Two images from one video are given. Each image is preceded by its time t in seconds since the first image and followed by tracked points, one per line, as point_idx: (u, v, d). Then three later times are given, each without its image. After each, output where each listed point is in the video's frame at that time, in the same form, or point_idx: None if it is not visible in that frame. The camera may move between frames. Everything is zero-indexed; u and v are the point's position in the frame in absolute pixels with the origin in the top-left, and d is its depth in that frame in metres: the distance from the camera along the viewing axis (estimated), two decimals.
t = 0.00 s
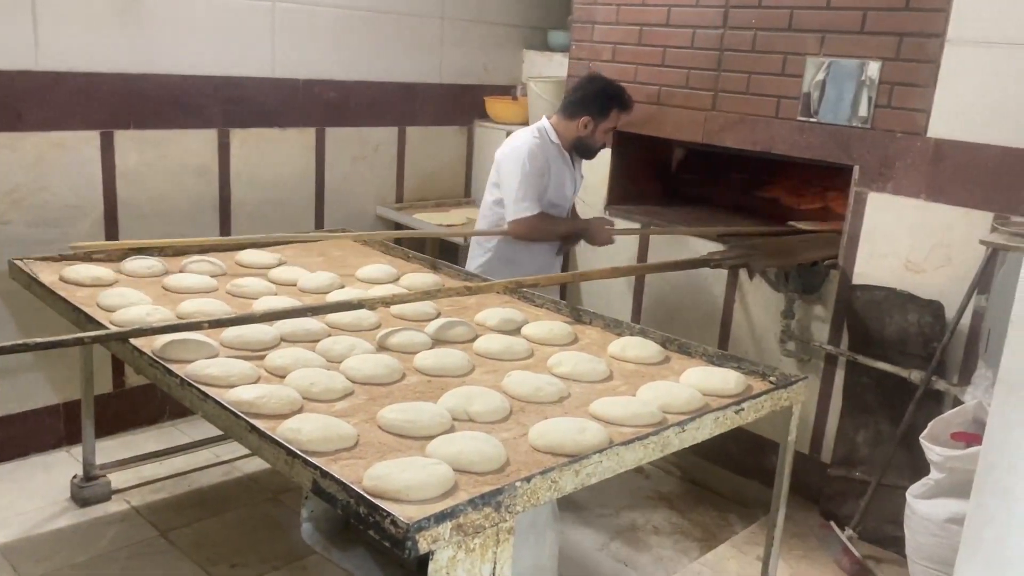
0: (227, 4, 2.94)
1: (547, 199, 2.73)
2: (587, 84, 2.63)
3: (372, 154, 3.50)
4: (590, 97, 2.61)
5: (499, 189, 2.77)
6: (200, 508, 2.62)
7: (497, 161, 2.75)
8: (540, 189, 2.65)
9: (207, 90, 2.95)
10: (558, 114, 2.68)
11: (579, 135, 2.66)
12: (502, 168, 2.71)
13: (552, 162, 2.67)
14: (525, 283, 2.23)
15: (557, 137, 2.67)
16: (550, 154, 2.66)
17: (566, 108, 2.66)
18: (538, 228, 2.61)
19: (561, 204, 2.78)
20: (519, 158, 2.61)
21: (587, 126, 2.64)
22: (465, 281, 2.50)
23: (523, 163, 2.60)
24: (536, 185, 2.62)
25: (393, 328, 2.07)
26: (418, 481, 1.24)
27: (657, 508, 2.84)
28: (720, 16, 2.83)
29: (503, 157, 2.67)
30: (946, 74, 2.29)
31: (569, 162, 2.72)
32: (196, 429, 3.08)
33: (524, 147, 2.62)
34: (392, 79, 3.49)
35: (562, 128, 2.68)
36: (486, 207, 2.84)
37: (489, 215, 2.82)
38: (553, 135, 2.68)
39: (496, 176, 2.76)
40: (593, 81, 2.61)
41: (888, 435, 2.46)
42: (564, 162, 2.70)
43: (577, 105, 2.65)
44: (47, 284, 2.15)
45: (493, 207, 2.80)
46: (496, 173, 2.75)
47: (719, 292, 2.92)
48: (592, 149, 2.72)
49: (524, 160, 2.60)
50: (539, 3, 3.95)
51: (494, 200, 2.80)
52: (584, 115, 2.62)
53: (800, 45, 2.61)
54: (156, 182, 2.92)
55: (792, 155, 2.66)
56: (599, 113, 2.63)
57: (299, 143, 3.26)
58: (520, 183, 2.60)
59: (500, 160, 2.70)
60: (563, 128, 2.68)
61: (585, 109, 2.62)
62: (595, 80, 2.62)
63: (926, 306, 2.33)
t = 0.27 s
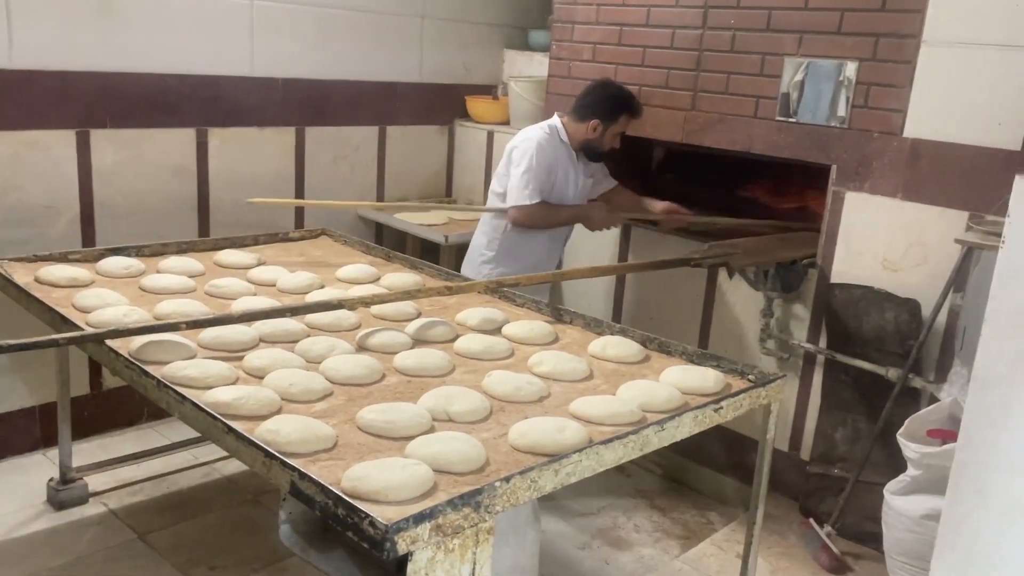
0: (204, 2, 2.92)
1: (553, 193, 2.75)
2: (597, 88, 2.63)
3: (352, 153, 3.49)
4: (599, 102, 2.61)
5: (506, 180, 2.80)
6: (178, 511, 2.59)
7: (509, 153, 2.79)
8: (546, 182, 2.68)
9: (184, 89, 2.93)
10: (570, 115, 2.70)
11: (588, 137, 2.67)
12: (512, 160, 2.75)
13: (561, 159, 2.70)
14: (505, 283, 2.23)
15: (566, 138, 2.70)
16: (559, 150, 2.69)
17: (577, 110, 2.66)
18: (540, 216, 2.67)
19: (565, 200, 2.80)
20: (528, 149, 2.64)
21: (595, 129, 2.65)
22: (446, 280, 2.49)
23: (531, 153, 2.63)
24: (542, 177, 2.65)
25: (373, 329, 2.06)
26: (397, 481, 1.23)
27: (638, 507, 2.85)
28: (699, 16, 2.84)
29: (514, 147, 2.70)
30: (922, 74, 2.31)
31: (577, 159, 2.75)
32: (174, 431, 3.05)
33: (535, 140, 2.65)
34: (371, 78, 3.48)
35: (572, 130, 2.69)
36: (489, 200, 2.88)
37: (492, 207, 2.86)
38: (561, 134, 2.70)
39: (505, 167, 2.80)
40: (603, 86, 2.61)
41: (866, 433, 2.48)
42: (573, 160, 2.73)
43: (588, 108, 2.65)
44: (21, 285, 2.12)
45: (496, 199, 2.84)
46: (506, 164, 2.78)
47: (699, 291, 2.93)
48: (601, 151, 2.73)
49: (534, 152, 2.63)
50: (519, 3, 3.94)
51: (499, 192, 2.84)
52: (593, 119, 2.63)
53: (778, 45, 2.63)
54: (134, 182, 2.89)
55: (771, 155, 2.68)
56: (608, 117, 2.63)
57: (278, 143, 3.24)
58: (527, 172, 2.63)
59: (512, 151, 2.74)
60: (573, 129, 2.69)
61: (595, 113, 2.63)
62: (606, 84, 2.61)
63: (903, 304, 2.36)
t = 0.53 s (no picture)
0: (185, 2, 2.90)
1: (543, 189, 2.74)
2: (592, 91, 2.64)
3: (335, 154, 3.47)
4: (593, 104, 2.62)
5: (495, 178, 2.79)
6: (160, 514, 2.57)
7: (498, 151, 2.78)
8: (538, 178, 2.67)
9: (165, 90, 2.90)
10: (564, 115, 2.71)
11: (580, 138, 2.69)
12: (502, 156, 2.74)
13: (552, 156, 2.71)
14: (488, 283, 2.23)
15: (559, 137, 2.72)
16: (550, 147, 2.70)
17: (571, 112, 2.67)
18: (529, 209, 2.63)
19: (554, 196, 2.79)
20: (521, 144, 2.64)
21: (588, 131, 2.66)
22: (429, 281, 2.49)
23: (524, 148, 2.63)
24: (534, 171, 2.64)
25: (355, 330, 2.05)
26: (378, 483, 1.23)
27: (622, 507, 2.85)
28: (682, 17, 2.85)
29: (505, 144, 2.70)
30: (902, 75, 2.33)
31: (569, 159, 2.76)
32: (155, 434, 3.03)
33: (528, 135, 2.66)
34: (354, 79, 3.47)
35: (565, 130, 2.70)
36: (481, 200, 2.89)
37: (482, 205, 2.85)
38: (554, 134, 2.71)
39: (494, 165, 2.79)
40: (598, 89, 2.61)
41: (847, 431, 2.50)
42: (561, 157, 2.74)
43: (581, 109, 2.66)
44: None
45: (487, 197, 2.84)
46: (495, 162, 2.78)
47: (682, 292, 2.94)
48: (593, 153, 2.75)
49: (526, 147, 2.63)
50: (503, 3, 3.94)
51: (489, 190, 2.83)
52: (586, 120, 2.64)
53: (759, 46, 2.64)
54: (114, 182, 2.86)
55: (753, 155, 2.69)
56: (600, 120, 2.64)
57: (261, 143, 3.22)
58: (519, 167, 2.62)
59: (501, 148, 2.73)
60: (566, 129, 2.71)
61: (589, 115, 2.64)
62: (601, 88, 2.62)
63: (884, 304, 2.37)
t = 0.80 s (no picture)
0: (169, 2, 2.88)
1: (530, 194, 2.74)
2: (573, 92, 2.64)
3: (321, 154, 3.46)
4: (574, 105, 2.61)
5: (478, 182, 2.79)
6: (144, 517, 2.55)
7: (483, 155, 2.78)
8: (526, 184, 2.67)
9: (148, 90, 2.89)
10: (543, 117, 2.70)
11: (561, 139, 2.67)
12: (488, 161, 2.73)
13: (541, 160, 2.71)
14: (474, 285, 2.22)
15: (541, 140, 2.70)
16: (537, 151, 2.70)
17: (551, 114, 2.67)
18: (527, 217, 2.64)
19: (541, 202, 2.79)
20: (507, 151, 2.63)
21: (568, 131, 2.64)
22: (414, 282, 2.48)
23: (511, 155, 2.62)
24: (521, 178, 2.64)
25: (340, 331, 2.04)
26: (360, 486, 1.22)
27: (609, 507, 2.85)
28: (667, 18, 2.86)
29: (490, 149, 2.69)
30: (884, 77, 2.34)
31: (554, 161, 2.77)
32: (139, 437, 3.01)
33: (512, 141, 2.65)
34: (340, 79, 3.46)
35: (546, 131, 2.69)
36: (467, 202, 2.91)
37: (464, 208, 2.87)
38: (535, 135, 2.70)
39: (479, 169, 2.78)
40: (580, 90, 2.61)
41: (832, 430, 2.51)
42: (550, 160, 2.75)
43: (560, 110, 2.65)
44: None
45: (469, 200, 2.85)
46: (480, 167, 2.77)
47: (668, 292, 2.95)
48: (573, 154, 2.73)
49: (512, 154, 2.63)
50: (489, 3, 3.94)
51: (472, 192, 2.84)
52: (566, 120, 2.63)
53: (744, 47, 2.65)
54: (97, 183, 2.84)
55: (737, 156, 2.70)
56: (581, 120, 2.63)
57: (246, 144, 3.20)
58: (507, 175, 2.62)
59: (487, 152, 2.72)
60: (547, 131, 2.69)
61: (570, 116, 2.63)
62: (581, 89, 2.62)
63: (867, 303, 2.39)
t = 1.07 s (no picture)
0: (157, 2, 2.87)
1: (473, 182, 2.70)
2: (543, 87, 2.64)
3: (310, 155, 3.45)
4: (546, 100, 2.61)
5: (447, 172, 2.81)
6: (133, 520, 2.54)
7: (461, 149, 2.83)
8: (467, 168, 2.65)
9: (137, 91, 2.87)
10: (517, 114, 2.70)
11: (535, 135, 2.68)
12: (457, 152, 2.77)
13: (498, 153, 2.68)
14: (463, 285, 2.22)
15: (512, 135, 2.71)
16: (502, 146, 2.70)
17: (523, 109, 2.67)
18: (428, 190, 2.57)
19: (497, 195, 2.75)
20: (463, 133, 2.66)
21: (543, 127, 2.65)
22: (404, 283, 2.48)
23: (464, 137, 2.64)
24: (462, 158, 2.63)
25: (329, 333, 2.03)
26: (349, 488, 1.22)
27: (601, 507, 2.85)
28: (656, 18, 2.86)
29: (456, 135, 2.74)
30: (872, 77, 2.35)
31: (524, 162, 2.74)
32: (129, 439, 2.99)
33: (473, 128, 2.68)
34: (329, 79, 3.45)
35: (520, 128, 2.69)
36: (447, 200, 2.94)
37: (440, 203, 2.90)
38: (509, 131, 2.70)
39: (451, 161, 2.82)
40: (551, 86, 2.61)
41: (822, 430, 2.52)
42: (520, 155, 2.74)
43: (534, 106, 2.66)
44: None
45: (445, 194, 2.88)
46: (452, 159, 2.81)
47: (659, 292, 2.95)
48: (548, 149, 2.73)
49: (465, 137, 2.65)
50: (479, 4, 3.94)
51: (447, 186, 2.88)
52: (540, 116, 2.63)
53: (733, 47, 2.65)
54: (85, 184, 2.82)
55: (727, 156, 2.70)
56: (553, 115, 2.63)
57: (235, 144, 3.19)
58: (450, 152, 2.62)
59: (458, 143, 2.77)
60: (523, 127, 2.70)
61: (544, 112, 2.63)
62: (548, 83, 2.62)
63: (856, 303, 2.38)
